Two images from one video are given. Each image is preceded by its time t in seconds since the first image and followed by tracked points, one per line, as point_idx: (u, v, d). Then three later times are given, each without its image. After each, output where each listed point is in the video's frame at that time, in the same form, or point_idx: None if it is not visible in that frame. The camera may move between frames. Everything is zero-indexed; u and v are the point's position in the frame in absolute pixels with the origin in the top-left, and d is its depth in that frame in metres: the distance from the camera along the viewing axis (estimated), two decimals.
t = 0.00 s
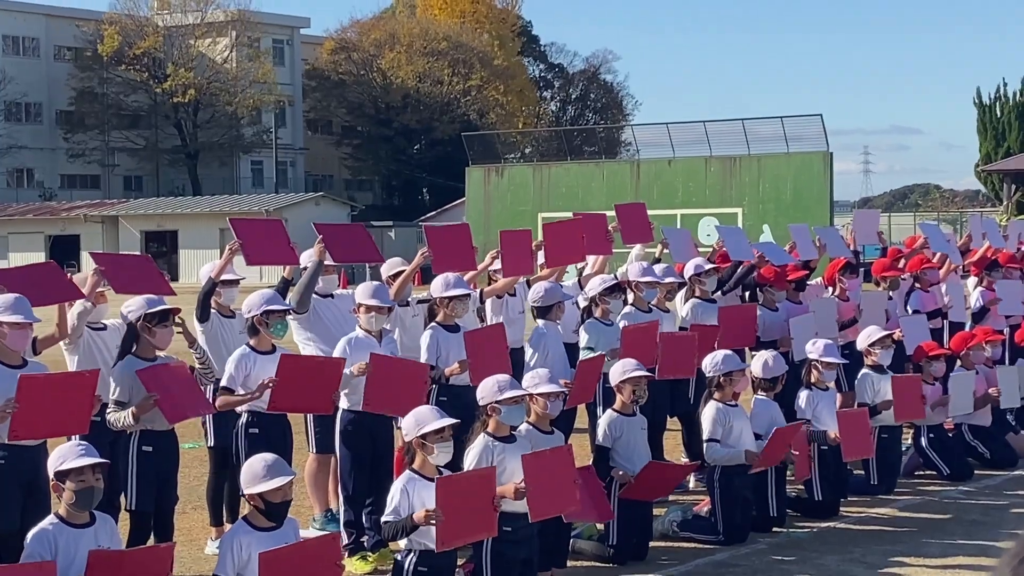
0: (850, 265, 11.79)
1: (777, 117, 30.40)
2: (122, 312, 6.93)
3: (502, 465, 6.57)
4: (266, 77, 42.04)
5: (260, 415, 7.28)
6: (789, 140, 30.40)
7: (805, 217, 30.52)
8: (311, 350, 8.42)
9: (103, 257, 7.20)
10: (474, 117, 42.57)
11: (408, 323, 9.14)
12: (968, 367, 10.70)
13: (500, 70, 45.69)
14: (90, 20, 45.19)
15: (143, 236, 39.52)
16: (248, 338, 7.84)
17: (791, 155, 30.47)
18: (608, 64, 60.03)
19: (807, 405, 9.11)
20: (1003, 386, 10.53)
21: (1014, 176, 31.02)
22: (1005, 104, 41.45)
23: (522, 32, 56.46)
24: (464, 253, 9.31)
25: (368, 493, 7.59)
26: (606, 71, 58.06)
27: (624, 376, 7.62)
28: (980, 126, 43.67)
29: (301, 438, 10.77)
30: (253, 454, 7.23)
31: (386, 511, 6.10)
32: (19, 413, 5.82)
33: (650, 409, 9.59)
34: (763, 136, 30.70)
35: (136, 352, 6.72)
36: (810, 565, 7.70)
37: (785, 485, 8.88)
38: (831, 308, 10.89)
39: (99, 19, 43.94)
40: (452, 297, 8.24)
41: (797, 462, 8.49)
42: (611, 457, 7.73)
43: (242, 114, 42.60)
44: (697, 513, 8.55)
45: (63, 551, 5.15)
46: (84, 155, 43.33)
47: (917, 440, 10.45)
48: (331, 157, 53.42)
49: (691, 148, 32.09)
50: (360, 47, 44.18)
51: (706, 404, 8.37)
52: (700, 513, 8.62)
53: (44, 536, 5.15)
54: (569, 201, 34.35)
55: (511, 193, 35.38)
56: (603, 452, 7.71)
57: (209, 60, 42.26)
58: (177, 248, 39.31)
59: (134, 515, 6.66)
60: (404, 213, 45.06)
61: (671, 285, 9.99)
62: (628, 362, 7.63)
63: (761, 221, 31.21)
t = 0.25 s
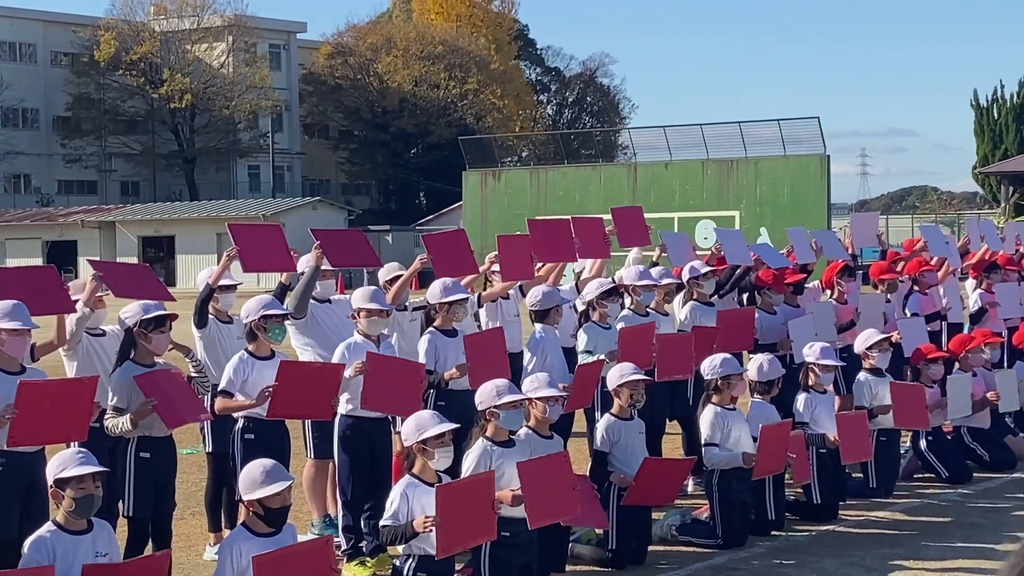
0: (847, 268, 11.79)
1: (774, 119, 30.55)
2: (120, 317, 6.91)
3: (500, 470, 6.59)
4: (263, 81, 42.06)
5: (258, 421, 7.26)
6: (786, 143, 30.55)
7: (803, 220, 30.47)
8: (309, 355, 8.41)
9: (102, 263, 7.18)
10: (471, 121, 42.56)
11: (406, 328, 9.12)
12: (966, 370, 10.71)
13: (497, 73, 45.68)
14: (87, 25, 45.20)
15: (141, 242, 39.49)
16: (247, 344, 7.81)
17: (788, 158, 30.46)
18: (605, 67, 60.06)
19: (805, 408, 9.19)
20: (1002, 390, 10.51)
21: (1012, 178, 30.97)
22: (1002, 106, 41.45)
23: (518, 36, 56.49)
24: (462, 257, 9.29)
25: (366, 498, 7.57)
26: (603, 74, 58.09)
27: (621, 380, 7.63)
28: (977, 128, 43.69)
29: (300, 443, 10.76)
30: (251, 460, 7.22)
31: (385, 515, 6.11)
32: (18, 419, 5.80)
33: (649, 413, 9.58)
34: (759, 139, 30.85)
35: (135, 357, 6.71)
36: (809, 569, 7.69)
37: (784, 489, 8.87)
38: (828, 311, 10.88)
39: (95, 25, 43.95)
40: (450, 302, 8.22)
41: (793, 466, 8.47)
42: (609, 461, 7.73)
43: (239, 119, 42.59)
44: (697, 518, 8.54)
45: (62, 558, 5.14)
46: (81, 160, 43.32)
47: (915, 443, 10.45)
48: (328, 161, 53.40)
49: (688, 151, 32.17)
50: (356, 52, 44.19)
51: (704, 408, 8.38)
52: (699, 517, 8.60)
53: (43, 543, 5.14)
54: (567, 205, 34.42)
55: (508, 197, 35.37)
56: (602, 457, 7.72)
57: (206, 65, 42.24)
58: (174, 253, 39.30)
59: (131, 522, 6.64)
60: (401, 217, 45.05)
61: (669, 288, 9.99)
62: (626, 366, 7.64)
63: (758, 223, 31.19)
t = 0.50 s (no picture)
0: (846, 269, 11.80)
1: (772, 121, 30.47)
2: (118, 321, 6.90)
3: (498, 472, 6.59)
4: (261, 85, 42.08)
5: (256, 424, 7.26)
6: (784, 144, 30.43)
7: (801, 221, 30.45)
8: (308, 357, 8.43)
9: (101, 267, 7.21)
10: (469, 123, 42.56)
11: (405, 330, 9.14)
12: (964, 371, 10.72)
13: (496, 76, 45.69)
14: (84, 29, 45.19)
15: (139, 246, 39.47)
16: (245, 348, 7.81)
17: (786, 160, 30.43)
18: (603, 69, 60.08)
19: (804, 408, 9.17)
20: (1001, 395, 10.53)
21: (1010, 179, 30.98)
22: (1000, 106, 41.46)
23: (517, 38, 56.49)
24: (461, 260, 9.30)
25: (366, 501, 7.57)
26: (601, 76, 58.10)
27: (620, 382, 7.62)
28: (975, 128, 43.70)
29: (299, 446, 10.76)
30: (249, 463, 7.22)
31: (383, 517, 6.11)
32: (17, 422, 5.79)
33: (648, 415, 9.60)
34: (757, 140, 30.77)
35: (133, 361, 6.71)
36: (809, 570, 7.69)
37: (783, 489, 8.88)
38: (827, 312, 10.89)
39: (93, 29, 43.91)
40: (448, 304, 8.22)
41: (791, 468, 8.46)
42: (608, 463, 7.74)
43: (237, 122, 42.57)
44: (696, 519, 8.54)
45: (61, 563, 5.14)
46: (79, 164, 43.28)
47: (914, 443, 10.45)
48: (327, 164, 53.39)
49: (686, 153, 32.12)
50: (354, 54, 44.18)
51: (703, 409, 8.39)
52: (699, 518, 8.60)
53: (42, 548, 5.14)
54: (566, 207, 34.51)
55: (507, 200, 35.40)
56: (601, 459, 7.73)
57: (204, 69, 42.21)
58: (172, 257, 39.27)
59: (130, 526, 6.63)
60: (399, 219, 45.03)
61: (667, 290, 10.00)
62: (624, 368, 7.64)
63: (756, 225, 31.31)
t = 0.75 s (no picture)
0: (846, 267, 11.77)
1: (771, 120, 30.46)
2: (118, 321, 6.89)
3: (498, 470, 6.58)
4: (260, 85, 42.09)
5: (256, 424, 7.26)
6: (784, 143, 30.40)
7: (801, 219, 30.43)
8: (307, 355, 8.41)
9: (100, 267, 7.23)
10: (468, 123, 42.59)
11: (405, 329, 9.12)
12: (964, 369, 10.71)
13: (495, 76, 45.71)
14: (83, 29, 45.16)
15: (138, 246, 39.44)
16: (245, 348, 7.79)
17: (785, 158, 30.42)
18: (602, 68, 60.04)
19: (804, 407, 9.19)
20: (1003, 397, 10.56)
21: (1009, 177, 30.99)
22: (1000, 104, 41.49)
23: (516, 38, 56.49)
24: (461, 259, 9.29)
25: (366, 500, 7.56)
26: (601, 75, 58.04)
27: (620, 381, 7.62)
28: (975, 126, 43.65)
29: (298, 446, 10.74)
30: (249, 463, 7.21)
31: (381, 513, 6.10)
32: (17, 422, 5.79)
33: (647, 414, 9.59)
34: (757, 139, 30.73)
35: (132, 361, 6.70)
36: (809, 568, 7.68)
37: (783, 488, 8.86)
38: (827, 310, 10.87)
39: (91, 29, 43.88)
40: (447, 302, 8.21)
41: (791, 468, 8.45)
42: (608, 461, 7.73)
43: (236, 122, 42.54)
44: (697, 517, 8.52)
45: (61, 562, 5.13)
46: (77, 165, 43.24)
47: (914, 441, 10.43)
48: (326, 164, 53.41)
49: (686, 152, 32.07)
50: (352, 54, 44.15)
51: (703, 408, 8.37)
52: (700, 517, 8.58)
53: (42, 547, 5.13)
54: (566, 207, 34.51)
55: (507, 199, 35.39)
56: (601, 457, 7.73)
57: (203, 69, 42.18)
58: (172, 257, 39.24)
59: (129, 526, 6.63)
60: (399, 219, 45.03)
61: (668, 290, 9.98)
62: (625, 368, 7.63)
63: (756, 224, 31.21)
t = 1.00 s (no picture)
0: (850, 264, 11.76)
1: (774, 116, 30.44)
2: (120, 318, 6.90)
3: (501, 467, 6.59)
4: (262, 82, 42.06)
5: (258, 420, 7.27)
6: (787, 139, 30.39)
7: (804, 216, 30.41)
8: (311, 350, 8.43)
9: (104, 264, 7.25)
10: (471, 120, 42.60)
11: (409, 326, 9.13)
12: (967, 365, 10.70)
13: (498, 73, 45.73)
14: (86, 27, 45.16)
15: (141, 243, 39.47)
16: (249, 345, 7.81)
17: (788, 155, 30.39)
18: (604, 65, 60.00)
19: (807, 404, 9.17)
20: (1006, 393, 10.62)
21: (1013, 173, 30.94)
22: (1003, 100, 41.44)
23: (518, 35, 56.47)
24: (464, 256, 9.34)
25: (368, 497, 7.59)
26: (602, 71, 57.98)
27: (624, 377, 7.61)
28: (977, 122, 43.58)
29: (301, 443, 10.76)
30: (253, 460, 7.23)
31: (387, 506, 6.09)
32: (19, 422, 5.79)
33: (651, 410, 9.60)
34: (760, 135, 30.69)
35: (135, 357, 6.72)
36: (813, 564, 7.69)
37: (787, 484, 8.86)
38: (831, 308, 10.86)
39: (94, 26, 43.92)
40: (449, 298, 8.26)
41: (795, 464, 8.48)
42: (611, 457, 7.74)
43: (239, 120, 42.55)
44: (700, 513, 8.53)
45: (65, 559, 5.15)
46: (80, 162, 43.27)
47: (917, 438, 10.41)
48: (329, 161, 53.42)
49: (688, 148, 32.05)
50: (355, 52, 44.16)
51: (705, 404, 8.36)
52: (702, 513, 8.59)
53: (46, 544, 5.16)
54: (569, 203, 34.51)
55: (510, 196, 35.36)
56: (604, 453, 7.73)
57: (205, 66, 42.21)
58: (175, 254, 39.27)
59: (133, 522, 6.65)
60: (401, 216, 45.05)
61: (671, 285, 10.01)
62: (629, 364, 7.63)
63: (759, 220, 31.15)
